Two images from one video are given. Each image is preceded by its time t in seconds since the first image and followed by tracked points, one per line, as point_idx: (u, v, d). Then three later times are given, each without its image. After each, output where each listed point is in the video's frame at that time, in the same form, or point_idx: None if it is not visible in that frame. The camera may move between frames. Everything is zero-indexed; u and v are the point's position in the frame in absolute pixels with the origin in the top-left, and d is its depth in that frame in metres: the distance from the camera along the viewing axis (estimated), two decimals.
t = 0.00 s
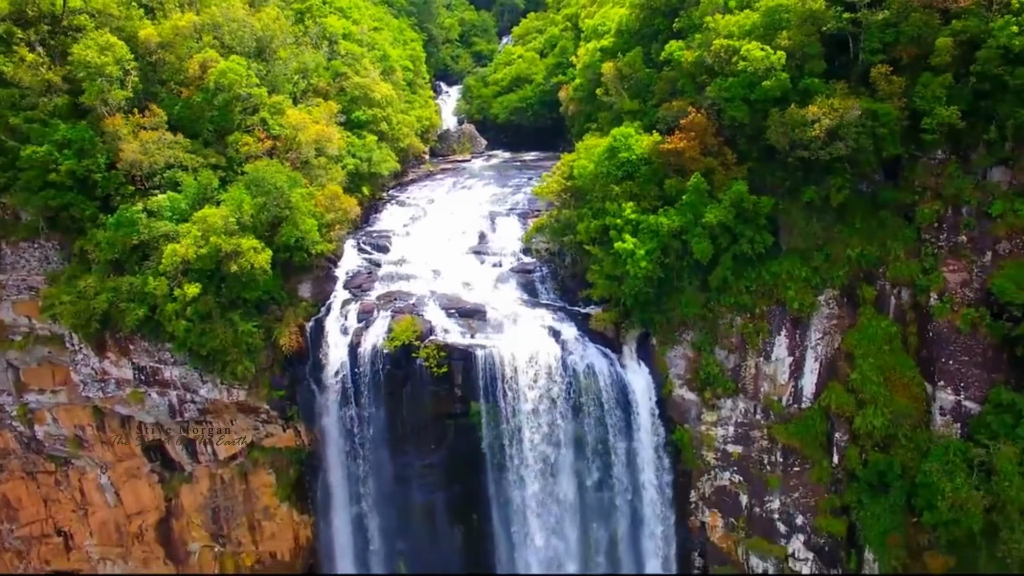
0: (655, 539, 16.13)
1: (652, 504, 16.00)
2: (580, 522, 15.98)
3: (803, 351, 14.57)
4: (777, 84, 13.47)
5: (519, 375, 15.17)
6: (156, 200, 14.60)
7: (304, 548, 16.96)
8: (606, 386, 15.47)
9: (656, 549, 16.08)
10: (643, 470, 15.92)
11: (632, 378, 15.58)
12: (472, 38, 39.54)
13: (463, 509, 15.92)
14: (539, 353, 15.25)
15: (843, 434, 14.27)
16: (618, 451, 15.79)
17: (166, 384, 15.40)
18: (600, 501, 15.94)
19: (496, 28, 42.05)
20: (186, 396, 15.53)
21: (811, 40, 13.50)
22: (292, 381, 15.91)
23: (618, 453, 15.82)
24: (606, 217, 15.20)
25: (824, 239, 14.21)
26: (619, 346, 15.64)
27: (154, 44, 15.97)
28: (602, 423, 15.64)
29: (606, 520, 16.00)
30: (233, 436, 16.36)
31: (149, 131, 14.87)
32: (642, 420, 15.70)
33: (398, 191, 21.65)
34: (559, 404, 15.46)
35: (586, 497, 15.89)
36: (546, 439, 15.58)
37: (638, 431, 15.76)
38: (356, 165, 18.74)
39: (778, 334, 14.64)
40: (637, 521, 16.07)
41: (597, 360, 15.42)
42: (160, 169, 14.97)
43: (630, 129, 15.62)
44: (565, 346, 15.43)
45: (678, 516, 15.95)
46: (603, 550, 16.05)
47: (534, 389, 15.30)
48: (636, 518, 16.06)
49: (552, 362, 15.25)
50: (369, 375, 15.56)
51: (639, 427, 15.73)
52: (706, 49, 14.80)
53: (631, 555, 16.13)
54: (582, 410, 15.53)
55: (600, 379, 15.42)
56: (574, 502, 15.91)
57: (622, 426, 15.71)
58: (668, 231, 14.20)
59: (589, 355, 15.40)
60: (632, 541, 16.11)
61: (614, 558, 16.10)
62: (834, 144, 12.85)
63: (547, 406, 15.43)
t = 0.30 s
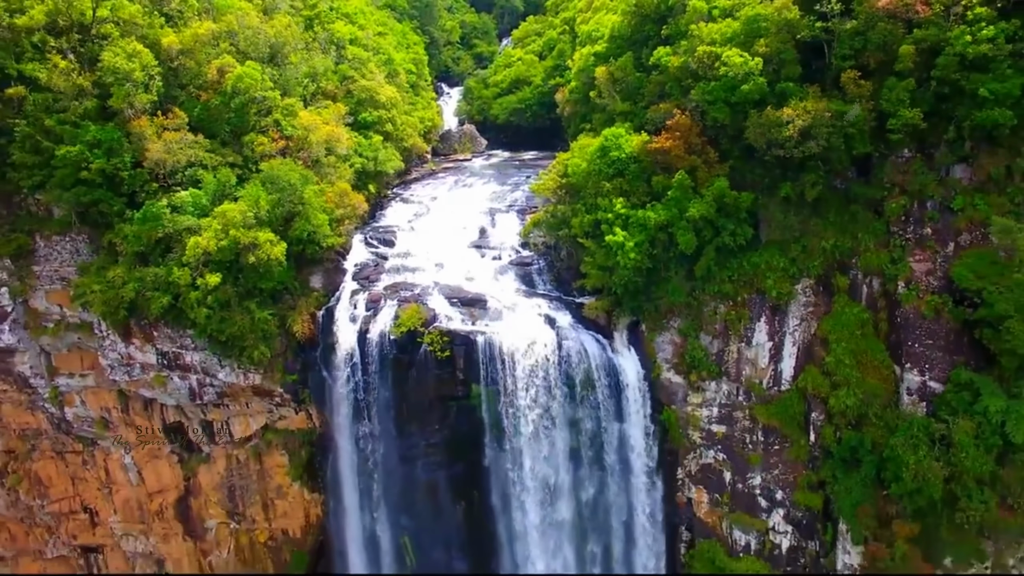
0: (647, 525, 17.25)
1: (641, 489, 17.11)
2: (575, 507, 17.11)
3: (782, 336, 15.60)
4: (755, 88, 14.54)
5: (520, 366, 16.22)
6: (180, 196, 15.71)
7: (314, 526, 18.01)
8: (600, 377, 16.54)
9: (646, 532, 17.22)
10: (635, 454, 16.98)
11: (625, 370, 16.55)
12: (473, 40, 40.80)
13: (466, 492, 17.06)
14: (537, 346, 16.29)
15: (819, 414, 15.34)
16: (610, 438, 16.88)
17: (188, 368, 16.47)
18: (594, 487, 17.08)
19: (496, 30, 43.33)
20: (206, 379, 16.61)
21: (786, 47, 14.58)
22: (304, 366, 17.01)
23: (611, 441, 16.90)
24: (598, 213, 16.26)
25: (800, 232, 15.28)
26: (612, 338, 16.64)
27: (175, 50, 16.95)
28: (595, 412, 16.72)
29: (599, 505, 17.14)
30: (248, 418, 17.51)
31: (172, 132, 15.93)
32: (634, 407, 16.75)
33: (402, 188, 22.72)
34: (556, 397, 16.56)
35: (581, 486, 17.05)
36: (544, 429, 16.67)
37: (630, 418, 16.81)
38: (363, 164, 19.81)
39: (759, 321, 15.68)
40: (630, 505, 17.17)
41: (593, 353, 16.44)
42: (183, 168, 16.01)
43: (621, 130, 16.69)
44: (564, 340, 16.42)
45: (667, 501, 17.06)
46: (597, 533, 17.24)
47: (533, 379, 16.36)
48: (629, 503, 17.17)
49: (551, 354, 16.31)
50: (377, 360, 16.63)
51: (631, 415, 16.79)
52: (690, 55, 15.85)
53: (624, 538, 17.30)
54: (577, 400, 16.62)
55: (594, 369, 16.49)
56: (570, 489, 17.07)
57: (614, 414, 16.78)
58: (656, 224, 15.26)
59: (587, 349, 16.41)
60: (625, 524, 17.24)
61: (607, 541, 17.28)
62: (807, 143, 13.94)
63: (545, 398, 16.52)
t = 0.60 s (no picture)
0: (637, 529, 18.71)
1: (632, 494, 18.58)
2: (570, 509, 18.63)
3: (758, 321, 16.93)
4: (732, 92, 15.88)
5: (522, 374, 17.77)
6: (204, 193, 17.07)
7: (325, 501, 19.43)
8: (597, 388, 18.07)
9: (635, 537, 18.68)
10: (626, 463, 18.47)
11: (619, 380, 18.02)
12: (474, 43, 42.32)
13: (466, 468, 18.36)
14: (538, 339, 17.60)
15: (792, 392, 16.66)
16: (604, 444, 18.37)
17: (210, 351, 17.76)
18: (589, 490, 18.59)
19: (496, 33, 44.96)
20: (226, 362, 17.88)
21: (760, 56, 15.94)
22: (317, 350, 18.36)
23: (605, 447, 18.41)
24: (589, 208, 17.61)
25: (776, 225, 16.60)
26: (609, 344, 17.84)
27: (198, 58, 18.42)
28: (590, 420, 18.23)
29: (593, 508, 18.63)
30: (265, 399, 18.77)
31: (197, 134, 17.39)
32: (627, 418, 18.25)
33: (406, 186, 24.08)
34: (555, 402, 18.09)
35: (577, 493, 18.58)
36: (543, 431, 18.18)
37: (622, 428, 18.31)
38: (371, 163, 21.18)
39: (737, 306, 17.01)
40: (621, 511, 18.64)
41: (590, 365, 17.87)
42: (207, 166, 17.44)
43: (611, 131, 18.06)
44: (563, 344, 17.70)
45: (654, 508, 18.51)
46: (590, 534, 18.73)
47: (535, 387, 17.92)
48: (620, 508, 18.64)
49: (551, 364, 17.80)
50: (385, 344, 17.97)
51: (624, 425, 18.29)
52: (674, 62, 17.20)
53: (615, 542, 18.76)
54: (575, 408, 18.15)
55: (591, 381, 17.98)
56: (566, 492, 18.60)
57: (608, 423, 18.29)
58: (642, 217, 16.60)
59: (585, 360, 17.82)
60: (616, 528, 18.70)
61: (599, 543, 18.75)
62: (779, 143, 15.26)
63: (546, 403, 18.07)
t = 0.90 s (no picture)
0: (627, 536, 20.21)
1: (624, 502, 20.08)
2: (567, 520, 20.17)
3: (739, 308, 18.17)
4: (713, 96, 17.13)
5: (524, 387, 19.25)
6: (224, 190, 18.35)
7: (335, 480, 20.79)
8: (593, 402, 19.53)
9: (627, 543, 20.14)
10: (619, 472, 19.98)
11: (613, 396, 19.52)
12: (475, 45, 43.65)
13: (467, 449, 19.83)
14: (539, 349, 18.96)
15: (771, 375, 17.91)
16: (599, 453, 19.87)
17: (228, 337, 18.97)
18: (584, 498, 20.08)
19: (496, 35, 46.45)
20: (243, 348, 19.07)
21: (739, 63, 17.25)
22: (327, 337, 19.57)
23: (599, 456, 19.93)
24: (581, 204, 18.86)
25: (756, 219, 17.83)
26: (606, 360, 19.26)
27: (217, 64, 19.71)
28: (587, 431, 19.73)
29: (587, 514, 20.14)
30: (278, 383, 19.96)
31: (218, 135, 18.74)
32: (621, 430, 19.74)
33: (411, 184, 25.35)
34: (553, 421, 19.58)
35: (573, 508, 20.14)
36: (542, 448, 19.72)
37: (617, 439, 19.80)
38: (378, 162, 22.49)
39: (719, 295, 18.25)
40: (614, 518, 20.12)
41: (588, 381, 19.37)
42: (227, 165, 18.75)
43: (602, 132, 19.37)
44: (564, 360, 19.14)
45: (643, 517, 19.98)
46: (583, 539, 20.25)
47: (536, 400, 19.34)
48: (613, 515, 20.13)
49: (552, 378, 19.22)
50: (391, 331, 19.22)
51: (618, 437, 19.79)
52: (660, 68, 18.47)
53: (607, 547, 20.27)
54: (573, 420, 19.63)
55: (589, 395, 19.48)
56: (563, 507, 20.14)
57: (603, 435, 19.78)
58: (631, 212, 17.89)
59: (583, 377, 19.33)
60: (610, 537, 20.22)
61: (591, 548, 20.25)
62: (756, 143, 16.51)
63: (545, 415, 19.49)
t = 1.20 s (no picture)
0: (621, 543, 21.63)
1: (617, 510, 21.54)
2: (565, 517, 21.76)
3: (722, 297, 19.47)
4: (695, 100, 18.49)
5: (523, 403, 20.96)
6: (243, 188, 19.75)
7: (345, 461, 22.24)
8: (588, 417, 21.13)
9: (622, 551, 21.44)
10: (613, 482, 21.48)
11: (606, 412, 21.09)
12: (475, 47, 45.10)
13: (469, 428, 21.16)
14: (536, 366, 20.61)
15: (752, 359, 19.13)
16: (593, 451, 21.39)
17: (246, 326, 20.37)
18: (580, 505, 21.71)
19: (496, 38, 47.92)
20: (259, 335, 20.46)
21: (720, 70, 18.62)
22: (338, 326, 20.91)
23: (594, 458, 21.46)
24: (575, 201, 20.25)
25: (736, 213, 19.18)
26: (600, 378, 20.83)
27: (234, 70, 21.09)
28: (582, 443, 21.32)
29: (583, 510, 21.69)
30: (291, 369, 21.30)
31: (236, 137, 20.16)
32: (614, 442, 21.27)
33: (414, 183, 26.69)
34: (552, 427, 21.19)
35: (570, 508, 21.73)
36: (541, 449, 21.33)
37: (610, 451, 21.35)
38: (384, 162, 23.90)
39: (703, 285, 19.58)
40: (608, 526, 21.64)
41: (582, 397, 20.98)
42: (245, 165, 20.16)
43: (594, 133, 20.80)
44: (560, 376, 20.79)
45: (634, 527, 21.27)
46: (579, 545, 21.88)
47: (535, 415, 21.02)
48: (607, 523, 21.64)
49: (549, 393, 20.92)
50: (399, 319, 20.62)
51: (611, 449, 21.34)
52: (648, 74, 19.86)
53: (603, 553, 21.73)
54: (569, 433, 21.29)
55: (584, 411, 21.08)
56: (561, 506, 21.74)
57: (597, 447, 21.35)
58: (620, 208, 19.27)
59: (579, 393, 20.94)
60: (604, 536, 21.68)
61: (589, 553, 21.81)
62: (735, 143, 17.85)
63: (543, 428, 21.15)
